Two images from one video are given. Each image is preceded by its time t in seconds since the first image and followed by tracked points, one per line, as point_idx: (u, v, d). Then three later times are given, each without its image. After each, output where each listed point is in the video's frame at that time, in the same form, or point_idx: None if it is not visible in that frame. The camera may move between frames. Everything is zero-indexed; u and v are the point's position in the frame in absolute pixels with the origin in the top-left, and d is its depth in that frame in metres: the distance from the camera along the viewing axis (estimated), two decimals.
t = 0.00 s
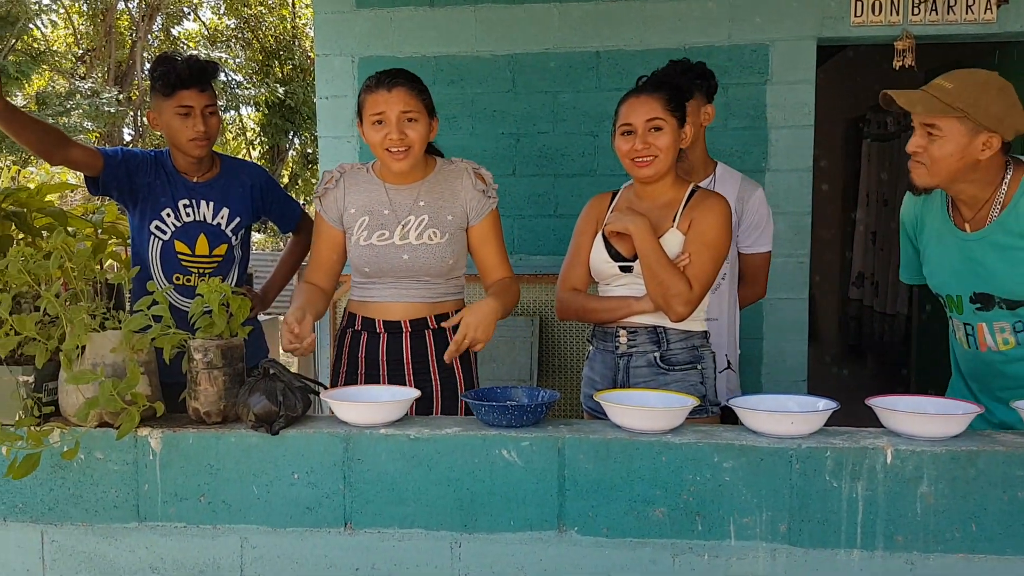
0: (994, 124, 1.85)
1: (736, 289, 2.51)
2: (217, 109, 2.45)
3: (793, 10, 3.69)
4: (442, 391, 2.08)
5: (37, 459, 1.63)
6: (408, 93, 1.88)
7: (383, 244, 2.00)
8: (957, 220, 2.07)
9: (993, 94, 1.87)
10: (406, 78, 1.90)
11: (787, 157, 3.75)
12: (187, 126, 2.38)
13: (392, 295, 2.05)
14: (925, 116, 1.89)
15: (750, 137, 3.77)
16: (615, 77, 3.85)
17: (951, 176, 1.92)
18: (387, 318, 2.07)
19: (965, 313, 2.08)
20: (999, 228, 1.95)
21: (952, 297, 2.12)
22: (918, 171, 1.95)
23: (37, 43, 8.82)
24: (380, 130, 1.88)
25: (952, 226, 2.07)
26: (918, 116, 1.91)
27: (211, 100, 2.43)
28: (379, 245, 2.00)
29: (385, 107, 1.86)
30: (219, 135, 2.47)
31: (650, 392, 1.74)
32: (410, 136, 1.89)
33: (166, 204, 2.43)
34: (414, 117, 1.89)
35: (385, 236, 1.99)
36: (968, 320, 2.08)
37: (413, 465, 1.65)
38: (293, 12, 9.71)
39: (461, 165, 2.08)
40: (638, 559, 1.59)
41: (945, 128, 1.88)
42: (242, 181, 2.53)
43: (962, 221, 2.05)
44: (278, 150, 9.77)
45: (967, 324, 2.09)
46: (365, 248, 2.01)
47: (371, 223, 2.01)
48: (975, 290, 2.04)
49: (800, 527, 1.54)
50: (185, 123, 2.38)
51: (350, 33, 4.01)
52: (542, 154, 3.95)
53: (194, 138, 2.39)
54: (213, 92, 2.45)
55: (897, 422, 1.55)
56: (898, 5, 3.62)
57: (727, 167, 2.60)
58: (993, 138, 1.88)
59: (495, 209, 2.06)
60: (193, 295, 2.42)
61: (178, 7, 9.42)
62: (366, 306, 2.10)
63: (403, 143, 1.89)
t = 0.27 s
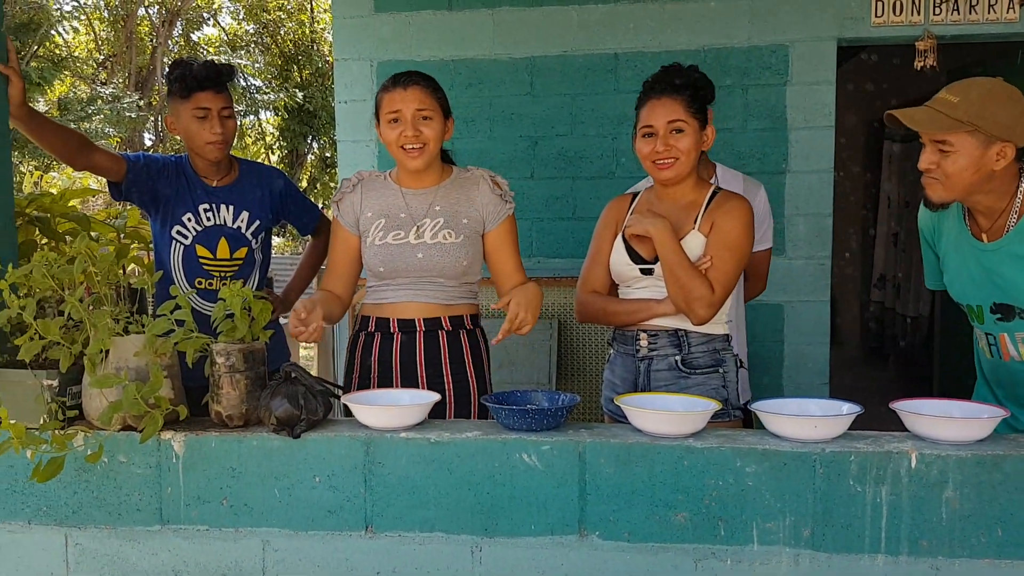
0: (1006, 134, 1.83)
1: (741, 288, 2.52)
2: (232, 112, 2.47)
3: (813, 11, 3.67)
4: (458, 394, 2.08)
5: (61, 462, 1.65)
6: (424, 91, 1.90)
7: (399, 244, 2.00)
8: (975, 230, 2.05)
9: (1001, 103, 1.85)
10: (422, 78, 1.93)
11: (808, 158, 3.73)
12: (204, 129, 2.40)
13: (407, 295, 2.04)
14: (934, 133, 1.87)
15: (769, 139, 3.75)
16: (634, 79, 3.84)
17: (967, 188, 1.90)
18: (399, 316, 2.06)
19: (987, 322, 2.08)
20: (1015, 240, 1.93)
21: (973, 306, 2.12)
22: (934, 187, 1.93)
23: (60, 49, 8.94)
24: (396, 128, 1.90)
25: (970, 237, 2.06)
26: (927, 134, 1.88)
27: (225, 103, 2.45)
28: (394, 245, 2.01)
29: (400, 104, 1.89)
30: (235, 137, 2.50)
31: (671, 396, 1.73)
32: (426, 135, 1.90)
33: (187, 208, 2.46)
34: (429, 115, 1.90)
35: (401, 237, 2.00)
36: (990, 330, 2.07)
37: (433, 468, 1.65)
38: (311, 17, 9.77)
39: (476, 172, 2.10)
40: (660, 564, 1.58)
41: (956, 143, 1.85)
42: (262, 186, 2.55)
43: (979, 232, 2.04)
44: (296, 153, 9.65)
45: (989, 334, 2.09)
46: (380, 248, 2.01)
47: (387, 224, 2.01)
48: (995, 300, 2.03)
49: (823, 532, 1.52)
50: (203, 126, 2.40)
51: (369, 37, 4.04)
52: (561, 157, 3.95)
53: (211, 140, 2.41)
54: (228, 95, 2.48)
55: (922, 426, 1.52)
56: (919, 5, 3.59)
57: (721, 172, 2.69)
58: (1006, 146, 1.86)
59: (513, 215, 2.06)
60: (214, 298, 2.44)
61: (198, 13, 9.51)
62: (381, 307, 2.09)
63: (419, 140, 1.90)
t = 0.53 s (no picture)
0: (1016, 131, 1.82)
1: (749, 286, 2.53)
2: (246, 114, 2.50)
3: (824, 11, 3.65)
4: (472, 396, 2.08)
5: (77, 464, 1.66)
6: (431, 98, 1.91)
7: (411, 250, 2.01)
8: (985, 230, 2.05)
9: (1010, 101, 1.84)
10: (428, 83, 1.93)
11: (820, 159, 3.71)
12: (219, 130, 2.42)
13: (421, 297, 2.04)
14: (944, 133, 1.86)
15: (781, 140, 3.74)
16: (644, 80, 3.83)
17: (980, 187, 1.89)
18: (414, 320, 2.06)
19: (998, 324, 2.06)
20: None
21: (985, 308, 2.11)
22: (946, 187, 1.92)
23: (72, 53, 9.00)
24: (403, 134, 1.91)
25: (980, 237, 2.05)
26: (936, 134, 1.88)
27: (240, 105, 2.48)
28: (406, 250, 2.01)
29: (408, 112, 1.89)
30: (248, 140, 2.52)
31: (684, 398, 1.72)
32: (433, 141, 1.91)
33: (201, 210, 2.47)
34: (436, 121, 1.91)
35: (412, 242, 2.01)
36: (1002, 332, 2.06)
37: (446, 471, 1.65)
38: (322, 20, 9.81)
39: (483, 177, 2.11)
40: (672, 566, 1.58)
41: (966, 141, 1.85)
42: (275, 189, 2.57)
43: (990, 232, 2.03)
44: (308, 156, 9.80)
45: (1001, 335, 2.07)
46: (393, 254, 2.02)
47: (398, 230, 2.02)
48: (1006, 301, 2.02)
49: (837, 535, 1.52)
50: (217, 127, 2.42)
51: (380, 41, 4.06)
52: (571, 159, 3.95)
53: (226, 141, 2.43)
54: (242, 97, 2.50)
55: (937, 429, 1.51)
56: (932, 5, 3.57)
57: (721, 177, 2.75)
58: (1017, 143, 1.84)
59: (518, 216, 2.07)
60: (229, 300, 2.46)
61: (210, 17, 9.56)
62: (393, 311, 2.09)
63: (427, 146, 1.91)
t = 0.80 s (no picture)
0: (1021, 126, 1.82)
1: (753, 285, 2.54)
2: (253, 116, 2.48)
3: (828, 10, 3.65)
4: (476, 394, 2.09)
5: (81, 463, 1.67)
6: (425, 124, 1.81)
7: (415, 259, 2.01)
8: (988, 226, 2.05)
9: (1014, 95, 1.85)
10: (421, 107, 1.81)
11: (823, 159, 3.71)
12: (225, 132, 2.42)
13: (426, 303, 2.06)
14: (948, 128, 1.86)
15: (785, 139, 3.74)
16: (647, 80, 3.83)
17: (986, 183, 1.89)
18: (420, 326, 2.07)
19: (1001, 320, 2.06)
20: None
21: (987, 304, 2.10)
22: (951, 183, 1.92)
23: (76, 54, 9.00)
24: (398, 161, 1.85)
25: (983, 232, 2.05)
26: (940, 130, 1.88)
27: (248, 107, 2.46)
28: (410, 260, 2.01)
29: (401, 142, 1.82)
30: (255, 140, 2.51)
31: (688, 397, 1.72)
32: (428, 167, 1.86)
33: (205, 210, 2.48)
34: (430, 146, 1.84)
35: (416, 252, 2.01)
36: (1004, 328, 2.05)
37: (449, 469, 1.65)
38: (325, 20, 9.81)
39: (482, 175, 2.08)
40: (675, 565, 1.58)
41: (971, 136, 1.85)
42: (279, 189, 2.57)
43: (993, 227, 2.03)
44: (311, 157, 9.79)
45: (1003, 331, 2.06)
46: (397, 264, 2.02)
47: (401, 238, 2.01)
48: (1008, 296, 2.02)
49: (840, 533, 1.52)
50: (223, 128, 2.41)
51: (383, 41, 4.07)
52: (575, 159, 3.95)
53: (231, 143, 2.42)
54: (250, 98, 2.48)
55: (939, 427, 1.51)
56: (936, 4, 3.56)
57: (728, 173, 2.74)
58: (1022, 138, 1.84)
59: (521, 217, 2.06)
60: (233, 300, 2.45)
61: (213, 17, 9.58)
62: (398, 316, 2.10)
63: (424, 171, 1.87)
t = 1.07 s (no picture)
0: None
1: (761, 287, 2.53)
2: (254, 118, 2.49)
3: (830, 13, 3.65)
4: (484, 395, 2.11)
5: (85, 465, 1.68)
6: (424, 148, 1.78)
7: (419, 271, 2.03)
8: (993, 225, 2.05)
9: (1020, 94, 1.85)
10: (419, 130, 1.77)
11: (826, 162, 3.71)
12: (226, 135, 2.43)
13: (433, 310, 2.08)
14: (956, 126, 1.86)
15: (787, 142, 3.74)
16: (650, 83, 3.84)
17: (993, 181, 1.89)
18: (426, 332, 2.10)
19: (1005, 319, 2.06)
20: None
21: (991, 303, 2.11)
22: (960, 182, 1.92)
23: (80, 58, 9.03)
24: (398, 184, 1.83)
25: (988, 231, 2.06)
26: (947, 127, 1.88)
27: (248, 110, 2.47)
28: (415, 272, 2.03)
29: (400, 166, 1.79)
30: (257, 142, 2.52)
31: (689, 399, 1.73)
32: (429, 190, 1.85)
33: (208, 213, 2.49)
34: (430, 170, 1.82)
35: (420, 263, 2.02)
36: (1008, 327, 2.06)
37: (452, 471, 1.66)
38: (329, 24, 9.84)
39: (485, 178, 2.07)
40: (677, 567, 1.58)
41: (979, 134, 1.84)
42: (282, 192, 2.58)
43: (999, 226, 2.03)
44: (315, 160, 9.81)
45: (1006, 330, 2.07)
46: (402, 275, 2.04)
47: (404, 249, 2.02)
48: (1011, 295, 2.03)
49: (842, 535, 1.52)
50: (225, 132, 2.43)
51: (386, 45, 4.09)
52: (577, 162, 3.96)
53: (234, 147, 2.44)
54: (251, 100, 2.50)
55: (940, 429, 1.52)
56: (938, 7, 3.57)
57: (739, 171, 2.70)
58: None
59: (525, 215, 2.05)
60: (236, 302, 2.47)
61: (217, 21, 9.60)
62: (404, 320, 2.13)
63: (424, 193, 1.85)
